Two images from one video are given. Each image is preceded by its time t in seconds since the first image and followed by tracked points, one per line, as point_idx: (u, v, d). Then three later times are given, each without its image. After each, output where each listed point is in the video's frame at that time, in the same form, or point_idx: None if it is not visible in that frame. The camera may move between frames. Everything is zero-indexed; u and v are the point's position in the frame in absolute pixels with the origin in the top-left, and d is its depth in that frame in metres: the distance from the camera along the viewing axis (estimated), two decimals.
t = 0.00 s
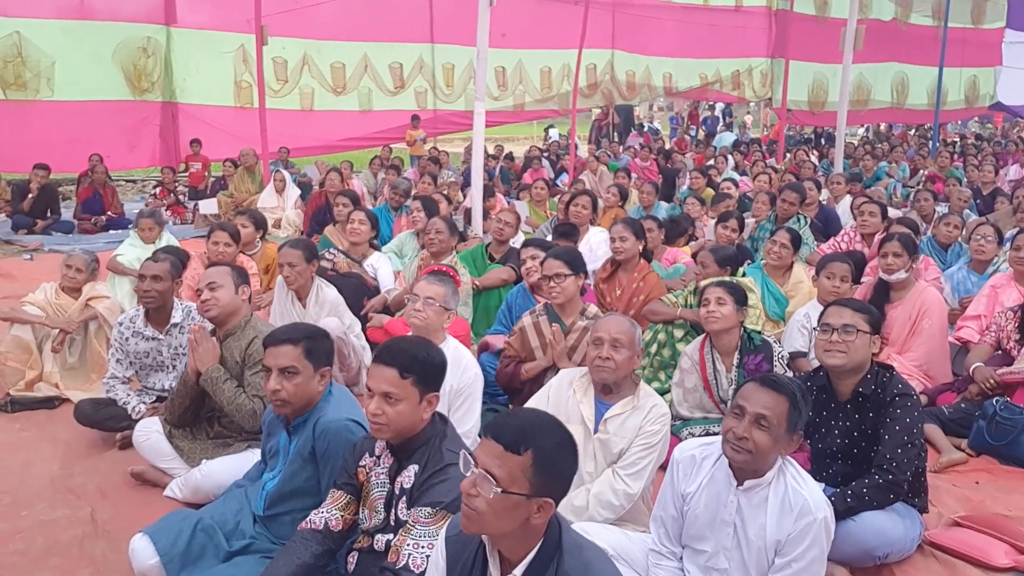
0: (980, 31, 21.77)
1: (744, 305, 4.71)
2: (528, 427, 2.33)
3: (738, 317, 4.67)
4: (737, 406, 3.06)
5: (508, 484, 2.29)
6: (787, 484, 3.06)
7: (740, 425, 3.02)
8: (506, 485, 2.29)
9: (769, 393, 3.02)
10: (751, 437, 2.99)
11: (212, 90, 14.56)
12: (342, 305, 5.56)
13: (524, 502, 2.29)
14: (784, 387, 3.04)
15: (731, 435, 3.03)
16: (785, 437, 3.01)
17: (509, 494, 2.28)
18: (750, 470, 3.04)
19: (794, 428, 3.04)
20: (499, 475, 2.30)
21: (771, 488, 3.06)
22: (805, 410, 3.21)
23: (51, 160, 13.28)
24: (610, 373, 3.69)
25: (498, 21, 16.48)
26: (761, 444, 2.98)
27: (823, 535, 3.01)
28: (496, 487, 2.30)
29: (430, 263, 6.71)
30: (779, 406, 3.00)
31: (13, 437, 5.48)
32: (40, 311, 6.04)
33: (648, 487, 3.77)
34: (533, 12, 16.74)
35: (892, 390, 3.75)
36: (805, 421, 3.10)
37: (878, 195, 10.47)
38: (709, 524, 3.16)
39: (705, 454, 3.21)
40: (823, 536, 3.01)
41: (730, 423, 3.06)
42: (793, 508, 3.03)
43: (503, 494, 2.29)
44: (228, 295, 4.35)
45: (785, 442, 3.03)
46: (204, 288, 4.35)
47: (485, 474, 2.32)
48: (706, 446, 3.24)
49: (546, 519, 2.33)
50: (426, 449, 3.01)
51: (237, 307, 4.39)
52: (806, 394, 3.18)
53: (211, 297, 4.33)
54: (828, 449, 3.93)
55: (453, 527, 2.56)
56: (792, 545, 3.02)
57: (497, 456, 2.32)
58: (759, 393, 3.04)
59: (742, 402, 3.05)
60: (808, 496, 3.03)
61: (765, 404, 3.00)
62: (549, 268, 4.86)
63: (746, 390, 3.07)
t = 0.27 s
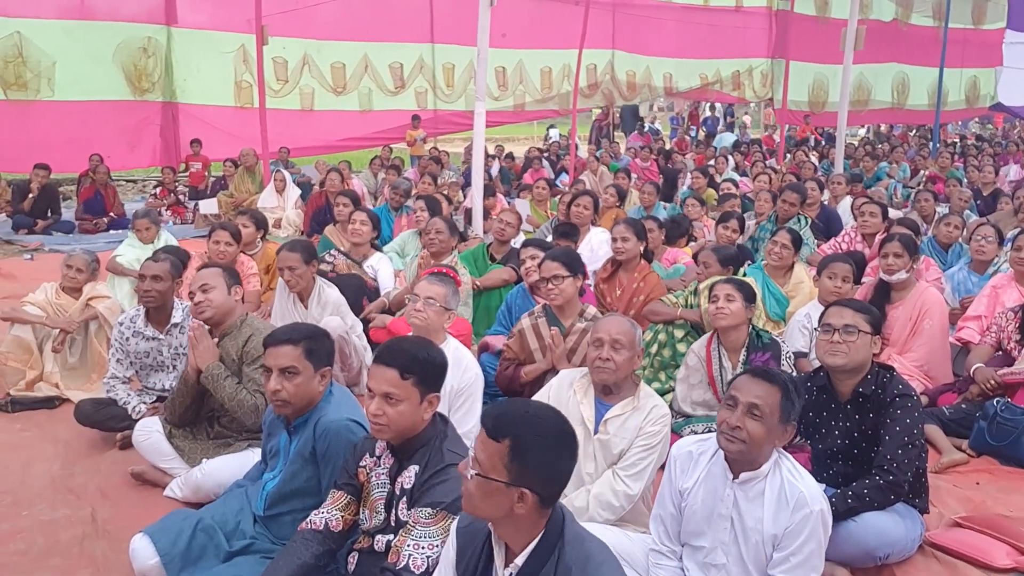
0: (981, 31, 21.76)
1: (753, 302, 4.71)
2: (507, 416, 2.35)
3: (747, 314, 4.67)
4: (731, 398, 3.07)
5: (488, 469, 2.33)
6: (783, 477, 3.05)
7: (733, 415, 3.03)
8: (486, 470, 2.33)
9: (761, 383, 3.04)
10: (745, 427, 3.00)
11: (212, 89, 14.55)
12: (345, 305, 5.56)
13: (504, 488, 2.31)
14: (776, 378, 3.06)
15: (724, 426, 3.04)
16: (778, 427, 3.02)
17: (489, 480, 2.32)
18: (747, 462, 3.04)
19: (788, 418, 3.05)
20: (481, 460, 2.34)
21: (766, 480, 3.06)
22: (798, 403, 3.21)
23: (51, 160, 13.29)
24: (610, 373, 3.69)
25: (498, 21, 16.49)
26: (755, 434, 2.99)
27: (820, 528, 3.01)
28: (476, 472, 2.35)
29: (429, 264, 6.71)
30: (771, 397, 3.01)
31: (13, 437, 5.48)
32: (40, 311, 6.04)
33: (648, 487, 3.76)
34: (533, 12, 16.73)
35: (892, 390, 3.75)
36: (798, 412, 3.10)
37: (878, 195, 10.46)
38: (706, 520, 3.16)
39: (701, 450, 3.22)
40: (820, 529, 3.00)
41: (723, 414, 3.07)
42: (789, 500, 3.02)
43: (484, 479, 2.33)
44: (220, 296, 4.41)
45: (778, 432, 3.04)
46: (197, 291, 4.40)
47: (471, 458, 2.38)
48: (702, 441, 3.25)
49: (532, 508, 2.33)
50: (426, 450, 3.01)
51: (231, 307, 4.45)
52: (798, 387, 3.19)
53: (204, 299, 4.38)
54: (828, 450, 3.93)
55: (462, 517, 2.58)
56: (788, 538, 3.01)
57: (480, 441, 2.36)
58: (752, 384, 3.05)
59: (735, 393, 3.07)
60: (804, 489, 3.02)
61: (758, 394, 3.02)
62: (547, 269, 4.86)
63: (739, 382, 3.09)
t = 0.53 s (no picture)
0: (978, 31, 21.78)
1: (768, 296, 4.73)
2: (512, 416, 2.35)
3: (761, 308, 4.69)
4: (728, 393, 3.07)
5: (491, 470, 2.34)
6: (781, 472, 3.05)
7: (730, 410, 3.02)
8: (489, 471, 2.34)
9: (758, 378, 3.04)
10: (741, 421, 2.99)
11: (210, 90, 14.53)
12: (344, 305, 5.55)
13: (506, 487, 2.32)
14: (773, 372, 3.06)
15: (722, 421, 3.04)
16: (775, 422, 3.02)
17: (492, 479, 2.33)
18: (744, 457, 3.04)
19: (784, 413, 3.04)
20: (485, 460, 2.35)
21: (764, 475, 3.06)
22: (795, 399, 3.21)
23: (49, 161, 13.28)
24: (609, 373, 3.69)
25: (496, 22, 16.49)
26: (752, 428, 2.98)
27: (818, 522, 3.01)
28: (482, 471, 2.36)
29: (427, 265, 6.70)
30: (768, 391, 3.01)
31: (11, 438, 5.47)
32: (39, 311, 6.03)
33: (647, 488, 3.76)
34: (531, 13, 16.73)
35: (891, 391, 3.75)
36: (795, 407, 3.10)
37: (876, 196, 10.47)
38: (705, 516, 3.15)
39: (699, 447, 3.22)
40: (818, 523, 3.01)
41: (720, 409, 3.06)
42: (786, 495, 3.03)
43: (488, 479, 2.34)
44: (204, 303, 4.34)
45: (774, 427, 3.04)
46: (181, 300, 4.35)
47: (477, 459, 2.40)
48: (700, 438, 3.25)
49: (533, 507, 2.32)
50: (426, 450, 3.01)
51: (217, 313, 4.38)
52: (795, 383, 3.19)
53: (188, 308, 4.33)
54: (827, 451, 3.93)
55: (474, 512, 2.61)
56: (787, 532, 3.02)
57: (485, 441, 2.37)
58: (749, 378, 3.05)
59: (732, 388, 3.07)
60: (801, 483, 3.02)
61: (754, 388, 3.02)
62: (545, 269, 4.84)
63: (736, 377, 3.09)
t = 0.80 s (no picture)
0: (966, 32, 21.89)
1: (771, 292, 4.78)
2: (506, 426, 2.33)
3: (764, 304, 4.75)
4: (719, 389, 3.08)
5: (480, 478, 2.33)
6: (770, 469, 3.05)
7: (720, 407, 3.03)
8: (478, 479, 2.33)
9: (748, 376, 3.05)
10: (732, 418, 3.00)
11: (199, 91, 14.44)
12: (333, 306, 5.55)
13: (496, 496, 2.31)
14: (763, 370, 3.08)
15: (712, 417, 3.05)
16: (765, 419, 3.03)
17: (482, 487, 2.32)
18: (734, 453, 3.04)
19: (774, 410, 3.05)
20: (475, 469, 2.35)
21: (754, 472, 3.06)
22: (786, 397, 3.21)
23: (38, 162, 13.20)
24: (601, 373, 3.69)
25: (486, 23, 16.46)
26: (743, 425, 2.99)
27: (808, 519, 3.01)
28: (472, 480, 2.35)
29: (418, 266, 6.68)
30: (758, 389, 3.03)
31: None
32: (27, 313, 5.98)
33: (637, 488, 3.76)
34: (520, 13, 16.72)
35: (881, 390, 3.76)
36: (785, 406, 3.11)
37: (865, 195, 10.50)
38: (695, 514, 3.16)
39: (690, 445, 3.24)
40: (808, 520, 3.00)
41: (711, 406, 3.08)
42: (776, 492, 3.02)
43: (478, 487, 2.33)
44: (191, 302, 4.31)
45: (764, 424, 3.04)
46: (167, 299, 4.32)
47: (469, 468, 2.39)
48: (691, 437, 3.28)
49: (523, 517, 2.31)
50: (417, 451, 3.00)
51: (203, 312, 4.36)
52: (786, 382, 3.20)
53: (175, 307, 4.29)
54: (817, 450, 3.94)
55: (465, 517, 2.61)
56: (777, 529, 3.01)
57: (476, 450, 2.36)
58: (739, 376, 3.07)
59: (723, 385, 3.08)
60: (791, 480, 3.02)
61: (745, 385, 3.03)
62: (539, 269, 4.85)
63: (727, 374, 3.10)
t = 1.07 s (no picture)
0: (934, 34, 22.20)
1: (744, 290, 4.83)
2: (481, 426, 2.32)
3: (737, 301, 4.79)
4: (693, 389, 3.09)
5: (453, 480, 2.31)
6: (745, 467, 3.07)
7: (696, 406, 3.05)
8: (450, 481, 2.32)
9: (723, 374, 3.06)
10: (707, 417, 3.01)
11: (169, 91, 14.23)
12: (308, 307, 5.47)
13: (469, 497, 2.29)
14: (736, 368, 3.09)
15: (688, 417, 3.06)
16: (739, 418, 3.04)
17: (455, 489, 2.31)
18: (708, 451, 3.06)
19: (749, 409, 3.07)
20: (447, 471, 2.33)
21: (729, 470, 3.07)
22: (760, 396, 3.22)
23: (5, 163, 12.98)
24: (577, 372, 3.70)
25: (459, 23, 16.43)
26: (717, 423, 3.01)
27: (783, 517, 3.02)
28: (444, 482, 2.33)
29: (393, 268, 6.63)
30: (733, 388, 3.03)
31: None
32: None
33: (614, 487, 3.76)
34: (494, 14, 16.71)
35: (852, 386, 3.79)
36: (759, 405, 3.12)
37: (836, 195, 10.62)
38: (671, 512, 3.17)
39: (666, 443, 3.25)
40: (783, 518, 3.01)
41: (686, 405, 3.09)
42: (751, 490, 3.04)
43: (449, 489, 2.31)
44: (178, 300, 4.24)
45: (739, 423, 3.05)
46: (155, 293, 4.24)
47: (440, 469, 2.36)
48: (666, 436, 3.29)
49: (497, 518, 2.30)
50: (394, 452, 2.98)
51: (188, 312, 4.29)
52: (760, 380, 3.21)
53: (161, 302, 4.22)
54: (791, 447, 3.97)
55: (436, 519, 2.59)
56: (752, 527, 3.02)
57: (448, 451, 2.35)
58: (714, 375, 3.08)
59: (698, 384, 3.09)
60: (765, 478, 3.04)
61: (720, 384, 3.04)
62: (516, 268, 4.85)
63: (702, 373, 3.11)
